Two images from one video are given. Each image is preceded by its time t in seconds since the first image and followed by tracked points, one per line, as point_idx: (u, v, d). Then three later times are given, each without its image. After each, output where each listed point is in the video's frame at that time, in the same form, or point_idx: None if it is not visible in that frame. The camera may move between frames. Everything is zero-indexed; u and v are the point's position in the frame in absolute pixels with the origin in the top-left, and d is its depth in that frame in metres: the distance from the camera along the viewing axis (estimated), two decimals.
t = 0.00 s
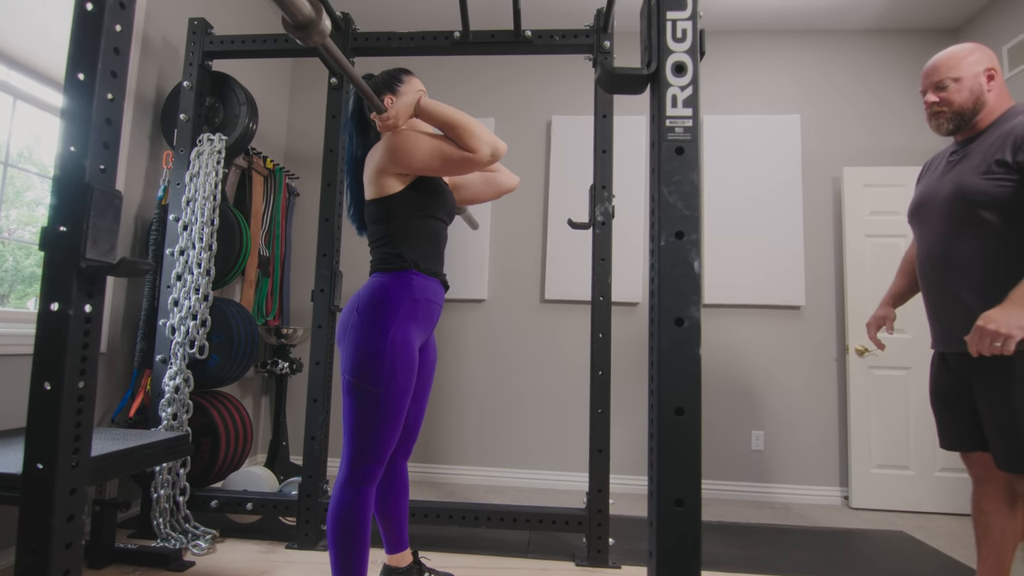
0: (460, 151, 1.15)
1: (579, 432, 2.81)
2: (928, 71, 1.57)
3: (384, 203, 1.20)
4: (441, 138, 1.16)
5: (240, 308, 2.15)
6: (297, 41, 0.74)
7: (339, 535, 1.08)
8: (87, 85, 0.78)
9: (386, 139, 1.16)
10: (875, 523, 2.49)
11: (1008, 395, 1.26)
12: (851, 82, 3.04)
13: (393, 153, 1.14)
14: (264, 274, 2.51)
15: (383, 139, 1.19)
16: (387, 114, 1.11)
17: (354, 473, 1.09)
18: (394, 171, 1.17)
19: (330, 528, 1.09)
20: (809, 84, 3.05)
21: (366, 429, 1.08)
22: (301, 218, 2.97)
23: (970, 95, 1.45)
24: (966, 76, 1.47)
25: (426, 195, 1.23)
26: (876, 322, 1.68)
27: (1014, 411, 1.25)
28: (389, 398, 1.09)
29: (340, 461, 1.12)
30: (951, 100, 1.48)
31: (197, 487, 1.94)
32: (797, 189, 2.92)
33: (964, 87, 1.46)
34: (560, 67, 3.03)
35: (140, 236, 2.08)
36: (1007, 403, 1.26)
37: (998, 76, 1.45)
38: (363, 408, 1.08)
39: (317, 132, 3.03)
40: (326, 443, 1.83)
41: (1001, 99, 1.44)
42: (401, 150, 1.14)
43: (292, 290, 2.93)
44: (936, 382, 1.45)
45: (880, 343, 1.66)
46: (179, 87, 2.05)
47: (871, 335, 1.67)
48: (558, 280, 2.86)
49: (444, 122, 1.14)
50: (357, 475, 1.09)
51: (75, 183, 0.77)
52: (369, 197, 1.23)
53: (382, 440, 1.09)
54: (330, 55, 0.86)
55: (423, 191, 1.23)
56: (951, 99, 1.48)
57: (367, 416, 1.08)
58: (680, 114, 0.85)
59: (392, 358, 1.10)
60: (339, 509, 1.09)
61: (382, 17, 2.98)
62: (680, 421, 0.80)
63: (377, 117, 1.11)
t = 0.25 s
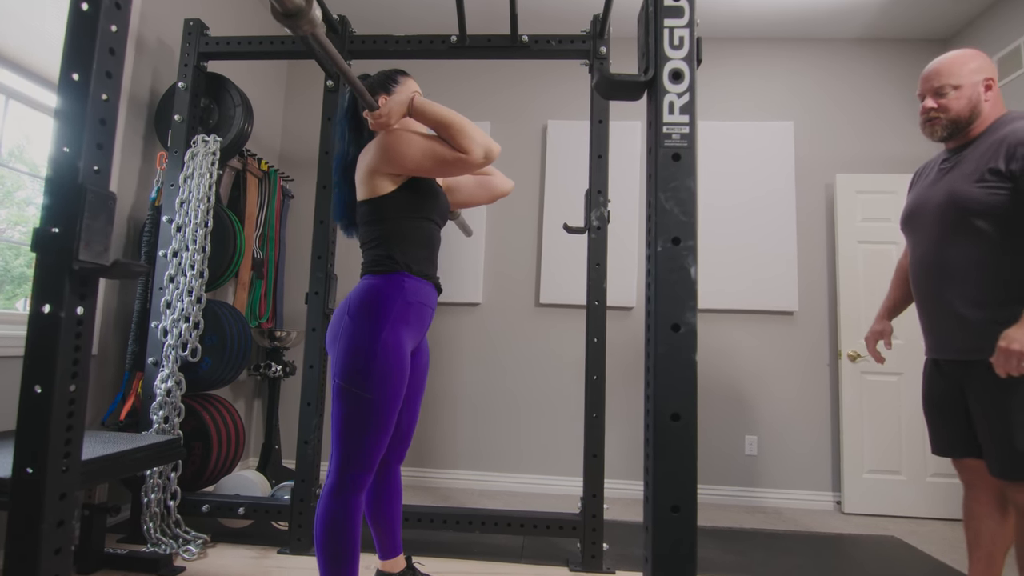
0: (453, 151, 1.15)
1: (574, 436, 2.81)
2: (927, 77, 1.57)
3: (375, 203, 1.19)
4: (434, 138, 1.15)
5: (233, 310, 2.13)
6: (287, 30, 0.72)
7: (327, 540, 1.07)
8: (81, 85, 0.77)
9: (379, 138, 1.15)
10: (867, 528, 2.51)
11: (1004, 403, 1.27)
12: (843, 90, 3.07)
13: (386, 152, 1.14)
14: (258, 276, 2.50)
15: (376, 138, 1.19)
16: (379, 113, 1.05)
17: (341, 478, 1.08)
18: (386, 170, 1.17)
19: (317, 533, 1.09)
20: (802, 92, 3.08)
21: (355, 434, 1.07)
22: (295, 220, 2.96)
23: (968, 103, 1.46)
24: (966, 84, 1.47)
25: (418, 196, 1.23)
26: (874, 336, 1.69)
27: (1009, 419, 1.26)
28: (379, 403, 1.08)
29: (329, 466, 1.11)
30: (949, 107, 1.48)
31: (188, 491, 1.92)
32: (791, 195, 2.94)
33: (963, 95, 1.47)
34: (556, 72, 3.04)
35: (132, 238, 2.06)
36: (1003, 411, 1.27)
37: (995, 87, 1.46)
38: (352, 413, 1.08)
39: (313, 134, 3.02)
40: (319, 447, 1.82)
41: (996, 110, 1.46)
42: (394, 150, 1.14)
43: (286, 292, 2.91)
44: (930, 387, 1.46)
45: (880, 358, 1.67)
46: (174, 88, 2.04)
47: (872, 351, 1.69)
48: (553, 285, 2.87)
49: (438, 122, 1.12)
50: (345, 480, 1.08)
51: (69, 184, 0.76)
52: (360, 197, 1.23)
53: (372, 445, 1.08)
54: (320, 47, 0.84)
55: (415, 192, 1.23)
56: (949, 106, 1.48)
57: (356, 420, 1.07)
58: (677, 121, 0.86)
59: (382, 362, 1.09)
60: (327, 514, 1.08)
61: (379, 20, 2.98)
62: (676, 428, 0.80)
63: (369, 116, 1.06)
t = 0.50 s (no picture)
0: (455, 157, 1.16)
1: (574, 439, 2.81)
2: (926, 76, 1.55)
3: (376, 205, 1.19)
4: (437, 143, 1.16)
5: (234, 314, 2.13)
6: (292, 32, 0.72)
7: (326, 544, 1.07)
8: (83, 89, 0.77)
9: (382, 141, 1.16)
10: (868, 530, 2.51)
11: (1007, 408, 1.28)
12: (842, 92, 3.08)
13: (388, 155, 1.14)
14: (258, 280, 2.49)
15: (378, 141, 1.19)
16: (384, 115, 1.08)
17: (339, 481, 1.08)
18: (387, 173, 1.17)
19: (316, 537, 1.08)
20: (801, 95, 3.09)
21: (352, 437, 1.07)
22: (295, 223, 2.96)
23: (970, 103, 1.45)
24: (967, 84, 1.46)
25: (419, 200, 1.23)
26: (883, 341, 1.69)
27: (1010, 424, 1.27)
28: (376, 405, 1.08)
29: (327, 469, 1.11)
30: (951, 107, 1.47)
31: (188, 496, 1.91)
32: (790, 197, 2.95)
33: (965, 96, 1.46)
34: (556, 76, 3.05)
35: (132, 241, 2.06)
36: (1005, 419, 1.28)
37: (994, 87, 1.46)
38: (349, 416, 1.08)
39: (313, 138, 3.03)
40: (320, 450, 1.81)
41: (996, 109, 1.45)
42: (397, 153, 1.14)
43: (287, 296, 2.91)
44: (931, 388, 1.46)
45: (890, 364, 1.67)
46: (174, 91, 2.04)
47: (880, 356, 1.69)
48: (553, 287, 2.87)
49: (441, 127, 1.14)
50: (343, 483, 1.08)
51: (71, 189, 0.76)
52: (360, 199, 1.22)
53: (369, 448, 1.08)
54: (326, 50, 0.84)
55: (415, 196, 1.23)
56: (951, 106, 1.47)
57: (353, 423, 1.07)
58: (679, 124, 0.86)
59: (378, 365, 1.09)
60: (326, 517, 1.08)
61: (379, 24, 2.99)
62: (679, 430, 0.80)
63: (373, 118, 1.08)
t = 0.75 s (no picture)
0: (470, 155, 1.16)
1: (585, 438, 2.80)
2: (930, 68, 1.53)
3: (393, 208, 1.20)
4: (450, 142, 1.16)
5: (247, 317, 2.14)
6: (307, 38, 0.72)
7: (350, 543, 1.08)
8: (98, 96, 0.78)
9: (396, 143, 1.16)
10: (884, 526, 2.48)
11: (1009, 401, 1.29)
12: (852, 85, 3.05)
13: (403, 156, 1.15)
14: (269, 282, 2.51)
15: (392, 142, 1.19)
16: (397, 117, 1.10)
17: (364, 482, 1.09)
18: (403, 175, 1.18)
19: (340, 536, 1.09)
20: (810, 88, 3.06)
21: (377, 437, 1.08)
22: (305, 226, 2.98)
23: (974, 94, 1.43)
24: (970, 75, 1.44)
25: (435, 200, 1.24)
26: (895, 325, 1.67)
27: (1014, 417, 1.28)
28: (400, 406, 1.08)
29: (351, 469, 1.12)
30: (955, 99, 1.45)
31: (205, 497, 1.93)
32: (800, 192, 2.93)
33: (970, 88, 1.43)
34: (562, 74, 3.04)
35: (145, 246, 2.08)
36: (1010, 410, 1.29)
37: (999, 76, 1.44)
38: (374, 416, 1.08)
39: (321, 140, 3.04)
40: (333, 451, 1.83)
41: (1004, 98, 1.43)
42: (412, 154, 1.14)
43: (298, 298, 2.93)
44: (943, 379, 1.45)
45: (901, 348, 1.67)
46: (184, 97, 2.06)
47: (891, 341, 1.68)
48: (562, 286, 2.86)
49: (454, 125, 1.14)
50: (368, 483, 1.09)
51: (86, 195, 0.77)
52: (377, 202, 1.23)
53: (394, 448, 1.09)
54: (340, 55, 0.84)
55: (431, 196, 1.23)
56: (955, 98, 1.45)
57: (378, 424, 1.08)
58: (690, 120, 0.86)
59: (403, 366, 1.10)
60: (350, 517, 1.09)
61: (385, 26, 3.00)
62: (695, 427, 0.80)
63: (386, 120, 1.11)
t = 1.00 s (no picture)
0: (502, 152, 1.16)
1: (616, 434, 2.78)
2: (931, 96, 1.76)
3: (427, 208, 1.21)
4: (481, 139, 1.16)
5: (282, 316, 2.19)
6: (344, 44, 0.73)
7: (394, 537, 1.09)
8: (142, 104, 0.80)
9: (427, 143, 1.17)
10: (931, 525, 2.39)
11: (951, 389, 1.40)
12: (889, 68, 2.94)
13: (434, 156, 1.16)
14: (302, 283, 2.57)
15: (423, 142, 1.20)
16: (428, 117, 1.10)
17: (409, 477, 1.10)
18: (435, 175, 1.18)
19: (384, 530, 1.11)
20: (845, 73, 2.96)
21: (421, 433, 1.09)
22: (335, 227, 3.03)
23: (966, 119, 1.65)
24: (964, 102, 1.65)
25: (467, 198, 1.24)
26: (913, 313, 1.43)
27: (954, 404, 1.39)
28: (444, 403, 1.10)
29: (395, 464, 1.13)
30: (950, 123, 1.68)
31: (245, 492, 1.99)
32: (836, 180, 2.84)
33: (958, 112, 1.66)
34: (587, 67, 3.01)
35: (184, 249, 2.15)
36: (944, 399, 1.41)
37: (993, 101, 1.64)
38: (417, 413, 1.09)
39: (350, 142, 3.09)
40: (368, 447, 1.86)
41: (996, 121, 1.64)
42: (443, 154, 1.15)
43: (330, 298, 2.98)
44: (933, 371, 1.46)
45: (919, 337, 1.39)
46: (219, 104, 2.11)
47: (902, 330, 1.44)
48: (591, 282, 2.84)
49: (484, 122, 1.14)
50: (413, 478, 1.10)
51: (134, 200, 0.79)
52: (410, 203, 1.25)
53: (438, 444, 1.10)
54: (374, 58, 0.85)
55: (463, 193, 1.24)
56: (950, 122, 1.68)
57: (422, 420, 1.09)
58: (728, 108, 0.83)
59: (446, 364, 1.11)
60: (394, 511, 1.10)
61: (410, 26, 3.02)
62: (739, 422, 0.78)
63: (418, 121, 1.11)
